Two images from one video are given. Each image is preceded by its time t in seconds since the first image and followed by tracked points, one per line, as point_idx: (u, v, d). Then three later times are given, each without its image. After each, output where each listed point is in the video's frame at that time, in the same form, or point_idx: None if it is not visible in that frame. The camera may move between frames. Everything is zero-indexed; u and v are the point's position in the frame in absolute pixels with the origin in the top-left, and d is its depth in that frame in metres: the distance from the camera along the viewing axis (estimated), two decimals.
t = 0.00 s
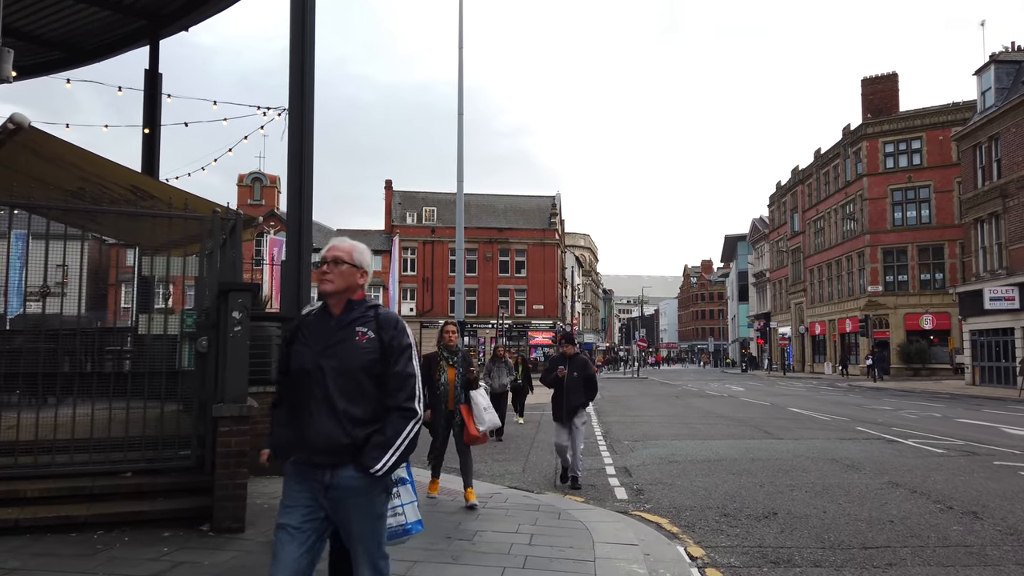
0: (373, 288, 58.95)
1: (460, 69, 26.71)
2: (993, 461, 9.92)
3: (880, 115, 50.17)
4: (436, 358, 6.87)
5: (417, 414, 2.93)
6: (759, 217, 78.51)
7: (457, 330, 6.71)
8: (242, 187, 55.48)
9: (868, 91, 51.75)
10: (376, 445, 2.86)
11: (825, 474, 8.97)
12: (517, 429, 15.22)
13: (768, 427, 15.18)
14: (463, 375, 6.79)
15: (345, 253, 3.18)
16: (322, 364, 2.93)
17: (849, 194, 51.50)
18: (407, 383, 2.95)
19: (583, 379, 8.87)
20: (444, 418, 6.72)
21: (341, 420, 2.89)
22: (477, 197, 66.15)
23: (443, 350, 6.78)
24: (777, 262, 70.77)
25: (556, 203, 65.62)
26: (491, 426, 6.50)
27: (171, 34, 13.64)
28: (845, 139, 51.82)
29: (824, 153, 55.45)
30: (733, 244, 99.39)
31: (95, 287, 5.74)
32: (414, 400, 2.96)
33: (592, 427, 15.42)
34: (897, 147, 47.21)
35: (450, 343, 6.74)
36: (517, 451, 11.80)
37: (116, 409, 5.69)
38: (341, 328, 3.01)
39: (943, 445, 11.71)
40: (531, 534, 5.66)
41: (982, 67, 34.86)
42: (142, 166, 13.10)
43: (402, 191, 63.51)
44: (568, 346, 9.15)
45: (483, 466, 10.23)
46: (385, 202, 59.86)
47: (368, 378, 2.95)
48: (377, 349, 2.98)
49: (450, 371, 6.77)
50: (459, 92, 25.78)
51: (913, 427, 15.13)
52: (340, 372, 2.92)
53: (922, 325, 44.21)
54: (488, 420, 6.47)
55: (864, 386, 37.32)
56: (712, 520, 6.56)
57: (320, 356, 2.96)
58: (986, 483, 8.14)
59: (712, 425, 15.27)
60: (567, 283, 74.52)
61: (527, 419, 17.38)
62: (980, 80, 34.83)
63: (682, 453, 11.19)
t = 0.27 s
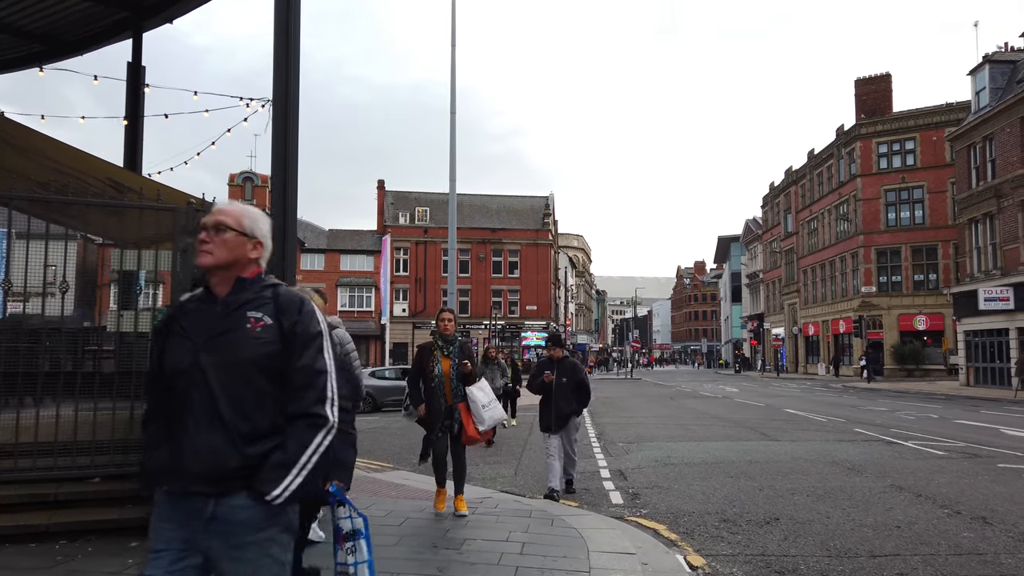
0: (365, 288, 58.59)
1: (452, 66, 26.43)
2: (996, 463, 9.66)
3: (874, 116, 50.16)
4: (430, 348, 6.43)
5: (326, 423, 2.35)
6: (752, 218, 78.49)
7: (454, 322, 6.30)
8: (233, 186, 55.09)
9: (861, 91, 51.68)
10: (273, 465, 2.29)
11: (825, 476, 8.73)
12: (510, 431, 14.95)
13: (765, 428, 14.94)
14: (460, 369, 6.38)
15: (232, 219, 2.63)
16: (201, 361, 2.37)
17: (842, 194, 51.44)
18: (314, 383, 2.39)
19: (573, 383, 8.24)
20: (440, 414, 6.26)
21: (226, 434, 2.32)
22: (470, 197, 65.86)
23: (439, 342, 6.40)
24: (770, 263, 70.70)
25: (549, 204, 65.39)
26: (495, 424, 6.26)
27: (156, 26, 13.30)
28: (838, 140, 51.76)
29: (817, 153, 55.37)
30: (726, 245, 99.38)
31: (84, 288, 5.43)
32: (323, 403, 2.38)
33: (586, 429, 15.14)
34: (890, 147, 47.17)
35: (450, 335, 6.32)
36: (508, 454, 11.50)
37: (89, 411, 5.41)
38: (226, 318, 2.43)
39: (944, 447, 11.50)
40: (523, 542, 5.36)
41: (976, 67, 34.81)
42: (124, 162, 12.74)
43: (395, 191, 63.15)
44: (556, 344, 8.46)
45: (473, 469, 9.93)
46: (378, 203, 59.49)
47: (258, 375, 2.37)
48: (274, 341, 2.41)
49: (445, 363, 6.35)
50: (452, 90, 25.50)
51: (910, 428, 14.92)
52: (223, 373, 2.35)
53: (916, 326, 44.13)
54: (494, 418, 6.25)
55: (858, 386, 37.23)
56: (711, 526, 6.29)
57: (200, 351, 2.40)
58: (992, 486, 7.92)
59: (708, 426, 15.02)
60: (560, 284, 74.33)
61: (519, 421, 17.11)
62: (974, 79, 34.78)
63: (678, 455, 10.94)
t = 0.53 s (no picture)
0: (356, 288, 58.12)
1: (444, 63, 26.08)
2: (1000, 466, 9.35)
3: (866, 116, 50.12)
4: (415, 354, 6.01)
5: (199, 438, 1.82)
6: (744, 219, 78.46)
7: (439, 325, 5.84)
8: (222, 185, 54.56)
9: (853, 91, 51.65)
10: (102, 486, 1.70)
11: (825, 480, 8.47)
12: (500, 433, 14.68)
13: (760, 428, 14.69)
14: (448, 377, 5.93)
15: (80, 142, 1.96)
16: (16, 344, 1.76)
17: (834, 194, 51.37)
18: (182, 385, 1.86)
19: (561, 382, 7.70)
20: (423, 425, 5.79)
21: (37, 448, 1.71)
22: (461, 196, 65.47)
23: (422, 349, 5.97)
24: (761, 263, 70.66)
25: (541, 203, 65.09)
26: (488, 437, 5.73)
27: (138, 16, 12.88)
28: (830, 140, 51.69)
29: (809, 154, 55.31)
30: (718, 245, 99.36)
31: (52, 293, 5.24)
32: (189, 412, 1.83)
33: (578, 430, 14.88)
34: (883, 147, 47.14)
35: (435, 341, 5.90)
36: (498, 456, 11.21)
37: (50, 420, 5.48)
38: (58, 282, 1.80)
39: (944, 448, 11.27)
40: (513, 554, 5.03)
41: (969, 66, 34.75)
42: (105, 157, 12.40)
43: (386, 190, 62.76)
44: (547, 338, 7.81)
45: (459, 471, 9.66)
46: (368, 202, 59.10)
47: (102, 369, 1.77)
48: (123, 321, 1.82)
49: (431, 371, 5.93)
50: (443, 87, 25.15)
51: (908, 429, 14.70)
52: (46, 360, 1.74)
53: (908, 326, 44.07)
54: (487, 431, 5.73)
55: (850, 386, 37.13)
56: (712, 535, 6.00)
57: (16, 327, 1.78)
58: (999, 490, 7.66)
59: (702, 427, 14.79)
60: (551, 284, 74.06)
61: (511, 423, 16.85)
62: (967, 79, 34.73)
63: (673, 458, 10.66)
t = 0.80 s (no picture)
0: (336, 285, 57.49)
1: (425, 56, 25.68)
2: (989, 464, 9.18)
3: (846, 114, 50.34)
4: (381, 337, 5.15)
5: None
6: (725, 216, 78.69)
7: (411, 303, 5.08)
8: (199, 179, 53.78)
9: (834, 90, 51.90)
10: None
11: (814, 479, 8.23)
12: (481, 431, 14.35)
13: (745, 426, 14.49)
14: (417, 361, 4.99)
15: None
16: None
17: (815, 192, 51.52)
18: None
19: (539, 381, 6.99)
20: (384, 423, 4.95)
21: None
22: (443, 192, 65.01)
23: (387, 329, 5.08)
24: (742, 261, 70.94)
25: (523, 200, 64.79)
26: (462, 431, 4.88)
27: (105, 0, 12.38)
28: (811, 138, 51.83)
29: (790, 152, 55.52)
30: (699, 243, 99.69)
31: None
32: None
33: (560, 428, 14.58)
34: (863, 145, 47.35)
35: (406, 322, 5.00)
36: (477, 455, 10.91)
37: None
38: None
39: (931, 446, 11.11)
40: (491, 563, 4.69)
41: (950, 64, 34.90)
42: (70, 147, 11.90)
43: (367, 186, 62.21)
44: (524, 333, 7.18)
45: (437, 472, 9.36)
46: (349, 197, 58.55)
47: None
48: None
49: (397, 356, 5.00)
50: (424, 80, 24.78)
51: (892, 427, 14.58)
52: None
53: (887, 323, 44.29)
54: (461, 423, 4.88)
55: (831, 383, 37.19)
56: (701, 539, 5.70)
57: None
58: (992, 490, 7.47)
59: (685, 425, 14.56)
60: (533, 281, 73.83)
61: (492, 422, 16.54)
62: (947, 77, 34.89)
63: (658, 456, 10.40)
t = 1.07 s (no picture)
0: (319, 282, 56.82)
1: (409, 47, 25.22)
2: (986, 464, 8.95)
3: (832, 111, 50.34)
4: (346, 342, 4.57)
5: None
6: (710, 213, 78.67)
7: (383, 300, 4.52)
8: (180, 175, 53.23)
9: (819, 87, 51.91)
10: None
11: (808, 480, 7.95)
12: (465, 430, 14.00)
13: (734, 424, 14.21)
14: (382, 368, 4.36)
15: None
16: None
17: (800, 189, 51.47)
18: None
19: (516, 366, 6.09)
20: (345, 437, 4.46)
21: None
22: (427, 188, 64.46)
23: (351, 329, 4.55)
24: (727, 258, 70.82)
25: (508, 196, 64.37)
26: (423, 453, 4.14)
27: None
28: (796, 135, 51.76)
29: (776, 149, 55.48)
30: (684, 241, 99.69)
31: None
32: None
33: (546, 427, 14.26)
34: (848, 143, 47.33)
35: (374, 322, 4.48)
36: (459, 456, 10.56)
37: None
38: None
39: (924, 445, 10.88)
40: None
41: (936, 61, 34.88)
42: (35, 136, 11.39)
43: (350, 181, 61.59)
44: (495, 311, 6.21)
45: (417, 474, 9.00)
46: (332, 193, 57.95)
47: None
48: None
49: (360, 361, 4.44)
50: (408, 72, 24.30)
51: (882, 424, 14.38)
52: None
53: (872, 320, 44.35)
54: (423, 443, 4.15)
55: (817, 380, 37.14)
56: (696, 546, 5.38)
57: None
58: (994, 491, 7.21)
59: (674, 423, 14.28)
60: (518, 278, 73.56)
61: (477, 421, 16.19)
62: (932, 74, 34.88)
63: (648, 456, 10.09)
